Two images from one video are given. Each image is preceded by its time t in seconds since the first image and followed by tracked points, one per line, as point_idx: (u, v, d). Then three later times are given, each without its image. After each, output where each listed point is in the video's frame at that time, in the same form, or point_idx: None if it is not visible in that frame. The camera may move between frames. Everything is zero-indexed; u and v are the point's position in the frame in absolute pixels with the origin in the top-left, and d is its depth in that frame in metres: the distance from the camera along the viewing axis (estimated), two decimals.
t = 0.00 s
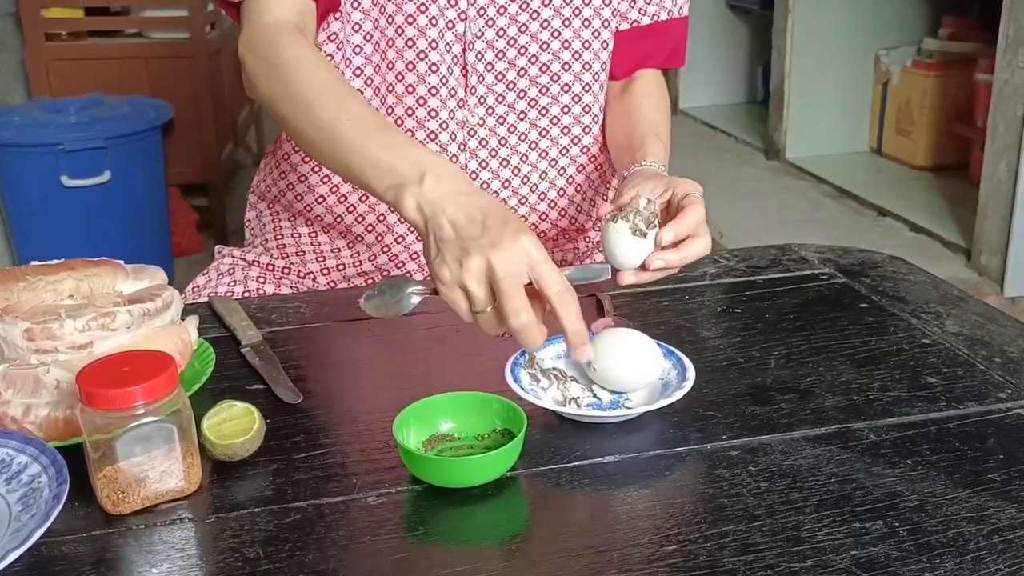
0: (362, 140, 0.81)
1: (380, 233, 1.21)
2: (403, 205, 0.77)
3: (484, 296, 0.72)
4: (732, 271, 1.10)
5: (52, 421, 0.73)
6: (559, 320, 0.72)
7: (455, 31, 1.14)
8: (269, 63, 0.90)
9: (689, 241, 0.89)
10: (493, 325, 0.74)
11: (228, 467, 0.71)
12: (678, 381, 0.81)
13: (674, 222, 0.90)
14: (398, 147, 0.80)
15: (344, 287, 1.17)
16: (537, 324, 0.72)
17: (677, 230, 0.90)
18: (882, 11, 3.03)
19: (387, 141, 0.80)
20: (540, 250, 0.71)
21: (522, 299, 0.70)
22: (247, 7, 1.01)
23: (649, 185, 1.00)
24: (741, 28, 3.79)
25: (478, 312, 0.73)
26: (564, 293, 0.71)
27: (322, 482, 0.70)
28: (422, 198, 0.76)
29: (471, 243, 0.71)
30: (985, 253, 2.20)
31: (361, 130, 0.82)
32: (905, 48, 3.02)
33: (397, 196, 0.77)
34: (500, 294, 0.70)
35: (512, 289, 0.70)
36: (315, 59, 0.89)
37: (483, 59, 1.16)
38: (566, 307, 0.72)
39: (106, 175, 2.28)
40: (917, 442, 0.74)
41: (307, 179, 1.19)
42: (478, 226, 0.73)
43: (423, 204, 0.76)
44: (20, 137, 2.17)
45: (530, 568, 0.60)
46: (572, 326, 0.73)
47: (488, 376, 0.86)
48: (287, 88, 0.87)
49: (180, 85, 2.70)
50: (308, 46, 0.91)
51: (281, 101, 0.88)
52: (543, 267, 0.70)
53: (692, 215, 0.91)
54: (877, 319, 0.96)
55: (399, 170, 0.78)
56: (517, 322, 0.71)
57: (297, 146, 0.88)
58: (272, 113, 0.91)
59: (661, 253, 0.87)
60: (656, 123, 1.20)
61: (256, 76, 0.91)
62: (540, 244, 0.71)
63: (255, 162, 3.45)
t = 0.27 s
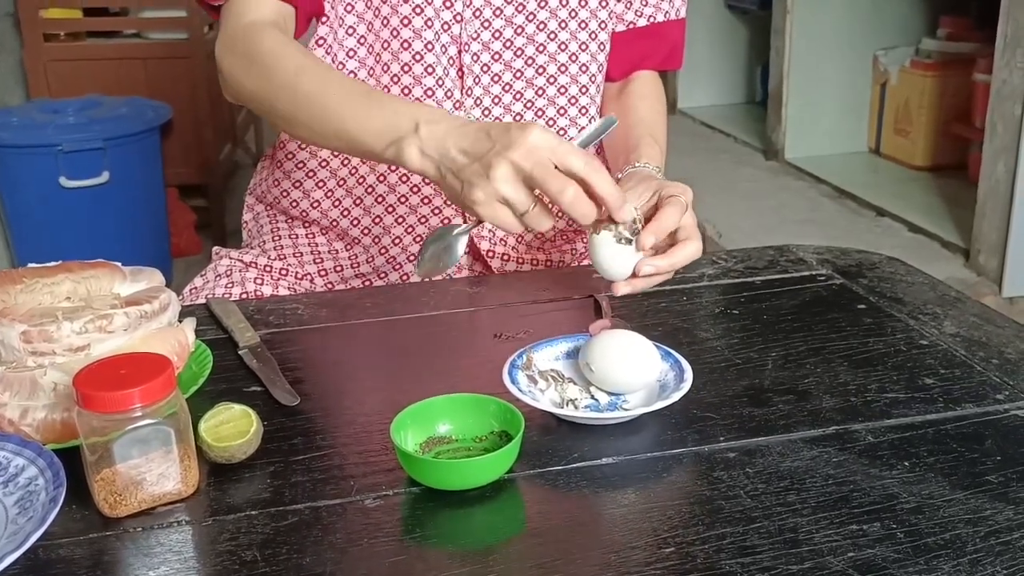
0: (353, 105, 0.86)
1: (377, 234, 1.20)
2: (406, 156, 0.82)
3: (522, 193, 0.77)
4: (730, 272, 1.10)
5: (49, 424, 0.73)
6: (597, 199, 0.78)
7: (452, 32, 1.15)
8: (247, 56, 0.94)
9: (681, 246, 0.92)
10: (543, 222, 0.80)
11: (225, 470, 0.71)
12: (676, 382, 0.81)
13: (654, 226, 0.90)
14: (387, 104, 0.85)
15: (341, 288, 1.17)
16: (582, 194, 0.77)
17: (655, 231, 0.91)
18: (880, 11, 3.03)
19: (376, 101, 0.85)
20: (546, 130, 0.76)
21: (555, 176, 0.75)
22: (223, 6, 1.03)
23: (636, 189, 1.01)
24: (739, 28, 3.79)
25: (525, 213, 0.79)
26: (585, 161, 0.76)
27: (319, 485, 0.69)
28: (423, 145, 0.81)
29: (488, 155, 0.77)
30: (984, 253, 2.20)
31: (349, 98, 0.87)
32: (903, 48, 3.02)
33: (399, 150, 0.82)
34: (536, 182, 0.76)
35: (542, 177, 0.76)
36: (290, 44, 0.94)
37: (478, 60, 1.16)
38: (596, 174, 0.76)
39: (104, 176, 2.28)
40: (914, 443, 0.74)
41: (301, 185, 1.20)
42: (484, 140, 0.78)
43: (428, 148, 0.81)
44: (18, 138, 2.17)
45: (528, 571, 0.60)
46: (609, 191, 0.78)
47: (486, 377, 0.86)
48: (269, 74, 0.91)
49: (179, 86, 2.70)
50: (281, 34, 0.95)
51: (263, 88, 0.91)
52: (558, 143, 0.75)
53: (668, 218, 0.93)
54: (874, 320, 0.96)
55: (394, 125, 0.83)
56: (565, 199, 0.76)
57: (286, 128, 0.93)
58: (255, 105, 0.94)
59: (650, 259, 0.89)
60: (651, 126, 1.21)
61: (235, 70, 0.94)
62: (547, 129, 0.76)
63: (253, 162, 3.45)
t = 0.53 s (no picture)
0: (351, 89, 0.85)
1: (375, 235, 1.20)
2: (406, 140, 0.81)
3: (522, 208, 0.77)
4: (728, 274, 1.10)
5: (46, 427, 0.73)
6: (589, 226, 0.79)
7: (449, 33, 1.14)
8: (243, 42, 0.93)
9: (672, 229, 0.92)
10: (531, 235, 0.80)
11: (223, 473, 0.71)
12: (674, 384, 0.81)
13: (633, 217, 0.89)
14: (387, 88, 0.84)
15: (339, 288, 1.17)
16: (580, 224, 0.79)
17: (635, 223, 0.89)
18: (878, 11, 3.03)
19: (375, 85, 0.85)
20: (556, 149, 0.76)
21: (559, 199, 0.76)
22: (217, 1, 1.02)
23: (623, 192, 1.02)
24: (737, 28, 3.79)
25: (519, 226, 0.79)
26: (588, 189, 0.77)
27: (317, 488, 0.69)
28: (423, 129, 0.80)
29: (495, 162, 0.77)
30: (982, 254, 2.20)
31: (348, 81, 0.86)
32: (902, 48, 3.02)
33: (399, 133, 0.81)
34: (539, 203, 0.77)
35: (549, 198, 0.76)
36: (287, 31, 0.93)
37: (475, 60, 1.16)
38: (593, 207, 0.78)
39: (102, 177, 2.28)
40: (912, 445, 0.74)
41: (299, 184, 1.20)
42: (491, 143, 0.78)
43: (428, 136, 0.80)
44: (16, 139, 2.17)
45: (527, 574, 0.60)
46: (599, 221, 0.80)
47: (484, 380, 0.86)
48: (268, 61, 0.90)
49: (176, 86, 2.69)
50: (277, 22, 0.95)
51: (259, 75, 0.91)
52: (567, 166, 0.76)
53: (648, 207, 0.91)
54: (872, 322, 0.96)
55: (394, 108, 0.82)
56: (564, 225, 0.78)
57: (282, 116, 0.92)
58: (250, 95, 0.94)
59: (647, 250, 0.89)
60: (648, 125, 1.21)
61: (231, 55, 0.94)
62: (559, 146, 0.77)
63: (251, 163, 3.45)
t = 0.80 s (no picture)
0: (356, 90, 0.85)
1: (373, 236, 1.21)
2: (412, 142, 0.81)
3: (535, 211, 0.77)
4: (725, 275, 1.10)
5: (44, 428, 0.73)
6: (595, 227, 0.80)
7: (446, 35, 1.14)
8: (245, 39, 0.93)
9: (661, 232, 0.91)
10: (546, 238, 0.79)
11: (221, 475, 0.71)
12: (671, 386, 0.81)
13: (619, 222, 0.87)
14: (393, 89, 0.84)
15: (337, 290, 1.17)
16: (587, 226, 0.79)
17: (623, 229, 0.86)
18: (876, 11, 3.03)
19: (382, 86, 0.85)
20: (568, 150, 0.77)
21: (572, 200, 0.77)
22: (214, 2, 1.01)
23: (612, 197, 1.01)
24: (735, 28, 3.79)
25: (530, 228, 0.78)
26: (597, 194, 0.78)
27: (315, 489, 0.70)
28: (432, 129, 0.80)
29: (508, 162, 0.77)
30: (979, 254, 2.21)
31: (354, 81, 0.86)
32: (899, 49, 3.02)
33: (406, 134, 0.82)
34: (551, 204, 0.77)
35: (563, 199, 0.76)
36: (289, 30, 0.93)
37: (473, 62, 1.16)
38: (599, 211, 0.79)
39: (100, 178, 2.28)
40: (909, 446, 0.74)
41: (298, 185, 1.20)
42: (504, 142, 0.78)
43: (436, 137, 0.80)
44: (14, 140, 2.17)
45: None
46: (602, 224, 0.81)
47: (482, 381, 0.86)
48: (270, 59, 0.90)
49: (174, 87, 2.69)
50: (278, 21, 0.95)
51: (261, 75, 0.91)
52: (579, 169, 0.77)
53: (633, 212, 0.89)
54: (869, 322, 0.96)
55: (401, 110, 0.83)
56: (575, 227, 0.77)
57: (283, 115, 0.91)
58: (250, 94, 0.93)
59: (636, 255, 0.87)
60: (642, 129, 1.21)
61: (232, 54, 0.93)
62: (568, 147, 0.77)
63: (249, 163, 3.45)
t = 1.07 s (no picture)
0: (338, 104, 0.83)
1: (369, 235, 1.21)
2: (393, 160, 0.80)
3: (497, 207, 0.75)
4: (721, 272, 1.10)
5: (40, 427, 0.72)
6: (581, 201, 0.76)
7: (443, 34, 1.15)
8: (235, 54, 0.93)
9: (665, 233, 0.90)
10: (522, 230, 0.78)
11: (217, 472, 0.71)
12: (667, 383, 0.81)
13: (626, 223, 0.86)
14: (369, 102, 0.81)
15: (334, 289, 1.17)
16: (557, 210, 0.75)
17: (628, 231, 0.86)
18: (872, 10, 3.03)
19: (359, 99, 0.82)
20: (524, 140, 0.72)
21: (532, 194, 0.73)
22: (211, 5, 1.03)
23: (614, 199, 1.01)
24: (732, 27, 3.80)
25: (504, 224, 0.77)
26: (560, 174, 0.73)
27: (311, 486, 0.70)
28: (407, 150, 0.78)
29: (462, 168, 0.73)
30: (976, 252, 2.21)
31: (335, 95, 0.84)
32: (896, 48, 3.02)
33: (386, 153, 0.80)
34: (511, 201, 0.73)
35: (520, 196, 0.72)
36: (279, 40, 0.92)
37: (471, 61, 1.16)
38: (570, 182, 0.74)
39: (96, 177, 2.27)
40: (904, 443, 0.74)
41: (294, 184, 1.20)
42: (460, 147, 0.74)
43: (411, 153, 0.78)
44: (10, 139, 2.17)
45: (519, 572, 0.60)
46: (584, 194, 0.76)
47: (478, 379, 0.86)
48: (262, 73, 0.89)
49: (171, 86, 2.69)
50: (271, 29, 0.95)
51: (255, 87, 0.90)
52: (533, 156, 0.72)
53: (639, 214, 0.89)
54: (865, 320, 0.96)
55: (376, 127, 0.80)
56: (541, 218, 0.74)
57: (280, 127, 0.91)
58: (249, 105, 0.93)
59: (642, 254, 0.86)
60: (639, 128, 1.20)
61: (225, 69, 0.94)
62: (524, 138, 0.72)
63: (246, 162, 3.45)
